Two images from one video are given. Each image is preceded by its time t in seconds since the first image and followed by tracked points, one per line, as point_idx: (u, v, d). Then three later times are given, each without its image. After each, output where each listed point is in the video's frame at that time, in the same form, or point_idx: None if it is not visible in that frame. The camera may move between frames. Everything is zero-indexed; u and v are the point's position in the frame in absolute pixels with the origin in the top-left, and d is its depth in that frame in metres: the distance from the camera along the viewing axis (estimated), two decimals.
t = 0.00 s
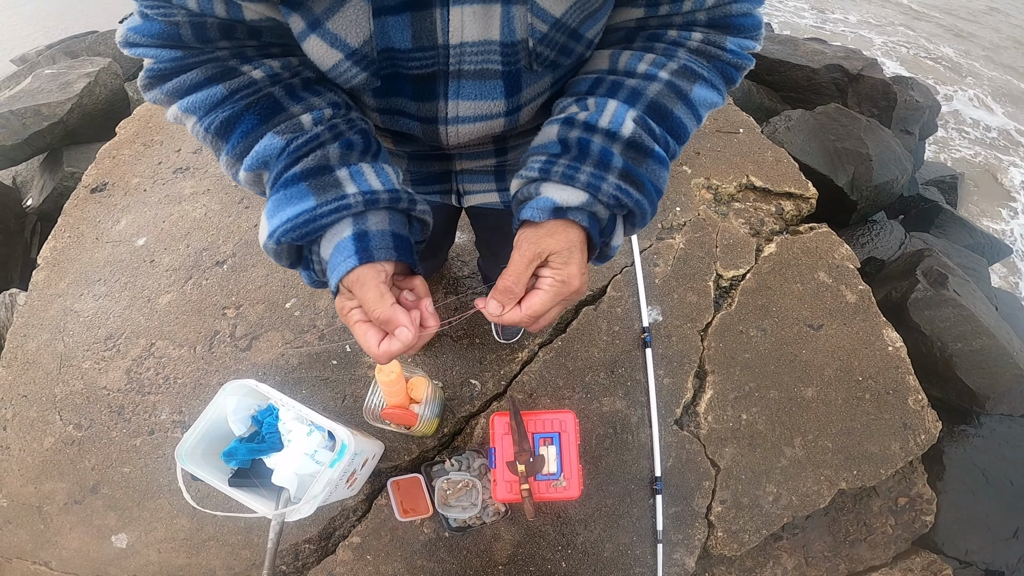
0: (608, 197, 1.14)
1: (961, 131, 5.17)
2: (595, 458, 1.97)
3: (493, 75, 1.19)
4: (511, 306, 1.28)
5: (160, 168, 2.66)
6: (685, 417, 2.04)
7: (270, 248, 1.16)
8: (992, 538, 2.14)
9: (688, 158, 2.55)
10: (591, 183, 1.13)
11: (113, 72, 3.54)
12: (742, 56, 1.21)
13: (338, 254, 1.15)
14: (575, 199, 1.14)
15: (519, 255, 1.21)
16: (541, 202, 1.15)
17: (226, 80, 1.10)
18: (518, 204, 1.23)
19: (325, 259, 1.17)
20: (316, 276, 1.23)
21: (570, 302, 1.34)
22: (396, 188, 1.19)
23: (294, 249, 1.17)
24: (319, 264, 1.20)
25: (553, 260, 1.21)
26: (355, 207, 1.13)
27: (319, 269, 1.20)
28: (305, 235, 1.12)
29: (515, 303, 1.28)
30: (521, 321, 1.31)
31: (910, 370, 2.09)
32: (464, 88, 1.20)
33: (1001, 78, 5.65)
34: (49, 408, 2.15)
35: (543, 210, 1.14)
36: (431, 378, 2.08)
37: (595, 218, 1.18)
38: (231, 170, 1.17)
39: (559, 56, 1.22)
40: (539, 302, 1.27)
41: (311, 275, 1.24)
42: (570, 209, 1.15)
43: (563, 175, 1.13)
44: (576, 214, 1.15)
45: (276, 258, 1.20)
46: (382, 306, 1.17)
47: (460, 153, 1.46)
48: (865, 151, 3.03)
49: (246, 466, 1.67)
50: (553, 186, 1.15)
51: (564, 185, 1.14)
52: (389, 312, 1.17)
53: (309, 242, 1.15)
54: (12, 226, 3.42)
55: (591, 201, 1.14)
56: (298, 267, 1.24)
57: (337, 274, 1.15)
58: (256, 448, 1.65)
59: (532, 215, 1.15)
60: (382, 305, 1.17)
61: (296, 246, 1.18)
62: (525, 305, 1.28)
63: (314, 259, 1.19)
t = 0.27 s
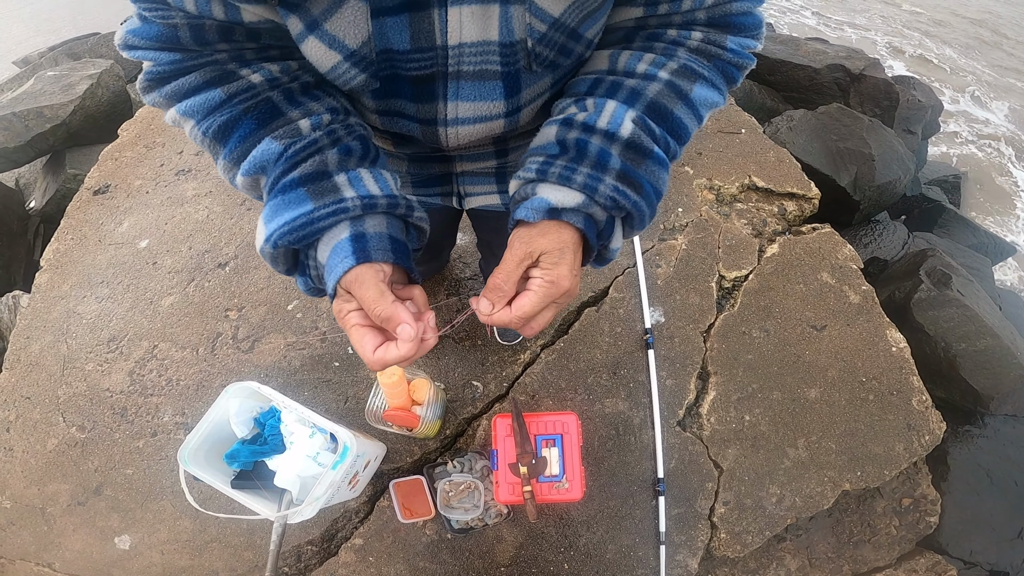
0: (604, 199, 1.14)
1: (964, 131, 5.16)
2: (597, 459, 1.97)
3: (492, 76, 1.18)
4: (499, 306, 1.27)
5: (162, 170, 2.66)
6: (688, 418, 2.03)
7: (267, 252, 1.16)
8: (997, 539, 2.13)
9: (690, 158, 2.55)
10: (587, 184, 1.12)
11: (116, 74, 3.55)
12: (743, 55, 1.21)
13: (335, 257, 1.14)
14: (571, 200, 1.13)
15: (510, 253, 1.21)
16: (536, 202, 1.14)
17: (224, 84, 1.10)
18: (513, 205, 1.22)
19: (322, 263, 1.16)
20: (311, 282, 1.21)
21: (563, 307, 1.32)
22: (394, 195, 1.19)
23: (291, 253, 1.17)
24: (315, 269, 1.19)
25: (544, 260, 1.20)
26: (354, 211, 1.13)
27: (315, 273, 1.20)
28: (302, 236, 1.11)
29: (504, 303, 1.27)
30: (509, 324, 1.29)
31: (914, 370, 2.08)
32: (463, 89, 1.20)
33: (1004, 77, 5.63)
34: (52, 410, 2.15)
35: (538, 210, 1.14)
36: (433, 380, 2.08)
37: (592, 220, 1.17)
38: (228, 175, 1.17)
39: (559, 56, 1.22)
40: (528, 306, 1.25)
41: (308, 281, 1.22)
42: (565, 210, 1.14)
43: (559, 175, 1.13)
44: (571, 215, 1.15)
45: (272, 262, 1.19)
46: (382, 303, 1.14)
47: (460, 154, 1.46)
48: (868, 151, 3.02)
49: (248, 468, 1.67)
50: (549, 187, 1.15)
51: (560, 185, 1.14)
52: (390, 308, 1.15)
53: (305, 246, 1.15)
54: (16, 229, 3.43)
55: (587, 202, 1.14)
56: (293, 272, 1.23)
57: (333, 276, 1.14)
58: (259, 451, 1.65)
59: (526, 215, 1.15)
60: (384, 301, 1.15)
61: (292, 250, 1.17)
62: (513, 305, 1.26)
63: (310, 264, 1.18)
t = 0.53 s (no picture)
0: (609, 204, 1.14)
1: (967, 131, 5.15)
2: (600, 459, 1.97)
3: (492, 78, 1.19)
4: (515, 317, 1.29)
5: (165, 171, 2.67)
6: (690, 419, 2.04)
7: (283, 246, 1.16)
8: (1000, 539, 2.13)
9: (692, 159, 2.55)
10: (592, 190, 1.13)
11: (118, 75, 3.56)
12: (742, 58, 1.21)
13: (353, 248, 1.15)
14: (576, 207, 1.14)
15: (521, 262, 1.23)
16: (542, 210, 1.15)
17: (231, 86, 1.11)
18: (519, 212, 1.23)
19: (340, 255, 1.16)
20: (325, 273, 1.22)
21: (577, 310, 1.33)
22: (407, 189, 1.20)
23: (306, 245, 1.17)
24: (331, 260, 1.19)
25: (555, 266, 1.20)
26: (370, 204, 1.14)
27: (331, 265, 1.20)
28: (320, 228, 1.12)
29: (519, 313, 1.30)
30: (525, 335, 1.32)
31: (917, 370, 2.08)
32: (462, 91, 1.20)
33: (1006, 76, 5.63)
34: (57, 411, 2.16)
35: (544, 218, 1.15)
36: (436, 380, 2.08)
37: (597, 226, 1.18)
38: (240, 175, 1.17)
39: (558, 58, 1.22)
40: (543, 312, 1.27)
41: (322, 272, 1.23)
42: (571, 216, 1.15)
43: (564, 182, 1.14)
44: (577, 222, 1.16)
45: (287, 255, 1.19)
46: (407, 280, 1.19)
47: (462, 156, 1.46)
48: (870, 151, 3.02)
49: (253, 468, 1.69)
50: (554, 194, 1.15)
51: (565, 192, 1.14)
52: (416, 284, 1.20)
53: (321, 238, 1.15)
54: (19, 230, 3.44)
55: (592, 208, 1.14)
56: (308, 266, 1.23)
57: (353, 267, 1.15)
58: (263, 451, 1.67)
59: (533, 223, 1.16)
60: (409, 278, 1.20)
61: (308, 244, 1.18)
62: (530, 316, 1.29)
63: (325, 256, 1.19)
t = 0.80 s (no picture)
0: (613, 207, 1.15)
1: (968, 132, 5.15)
2: (603, 459, 1.98)
3: (496, 78, 1.19)
4: (528, 318, 1.25)
5: (169, 172, 2.68)
6: (693, 418, 2.04)
7: (311, 240, 1.19)
8: (1003, 539, 2.13)
9: (694, 159, 2.55)
10: (596, 192, 1.14)
11: (121, 76, 3.58)
12: (743, 59, 1.22)
13: (381, 242, 1.18)
14: (581, 209, 1.15)
15: (531, 262, 1.22)
16: (548, 211, 1.16)
17: (243, 85, 1.12)
18: (524, 212, 1.24)
19: (366, 247, 1.20)
20: (350, 263, 1.26)
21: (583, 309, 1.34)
22: (427, 177, 1.22)
23: (333, 238, 1.20)
24: (357, 251, 1.23)
25: (565, 265, 1.21)
26: (394, 196, 1.16)
27: (356, 255, 1.24)
28: (347, 222, 1.14)
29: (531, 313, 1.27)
30: (537, 336, 1.29)
31: (919, 370, 2.08)
32: (467, 91, 1.21)
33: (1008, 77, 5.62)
34: (61, 411, 2.16)
35: (551, 219, 1.16)
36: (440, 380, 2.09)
37: (602, 227, 1.19)
38: (259, 173, 1.18)
39: (561, 59, 1.23)
40: (554, 313, 1.26)
41: (348, 262, 1.27)
42: (577, 218, 1.16)
43: (569, 185, 1.15)
44: (583, 223, 1.17)
45: (314, 248, 1.22)
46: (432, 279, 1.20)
47: (466, 156, 1.47)
48: (872, 152, 3.02)
49: (257, 468, 1.68)
50: (559, 196, 1.16)
51: (570, 194, 1.16)
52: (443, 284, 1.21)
53: (347, 231, 1.18)
54: (23, 230, 3.45)
55: (597, 210, 1.15)
56: (334, 256, 1.26)
57: (381, 260, 1.19)
58: (268, 451, 1.66)
59: (540, 223, 1.17)
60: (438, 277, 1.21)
61: (333, 236, 1.20)
62: (542, 316, 1.27)
63: (352, 247, 1.22)
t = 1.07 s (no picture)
0: (616, 208, 1.16)
1: (970, 133, 5.15)
2: (605, 459, 1.98)
3: (501, 81, 1.20)
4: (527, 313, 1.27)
5: (172, 171, 2.69)
6: (694, 418, 2.04)
7: (324, 242, 1.18)
8: (1003, 539, 2.13)
9: (696, 160, 2.56)
10: (600, 194, 1.15)
11: (124, 75, 3.58)
12: (744, 61, 1.22)
13: (398, 246, 1.18)
14: (584, 209, 1.15)
15: (531, 260, 1.24)
16: (551, 211, 1.17)
17: (252, 86, 1.12)
18: (526, 214, 1.25)
19: (380, 249, 1.19)
20: (362, 264, 1.25)
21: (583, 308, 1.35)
22: (442, 179, 1.22)
23: (347, 240, 1.20)
24: (370, 253, 1.22)
25: (565, 263, 1.22)
26: (410, 198, 1.16)
27: (368, 256, 1.24)
28: (363, 223, 1.15)
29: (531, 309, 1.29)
30: (536, 331, 1.31)
31: (921, 370, 2.08)
32: (472, 94, 1.21)
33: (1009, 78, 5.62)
34: (64, 410, 2.17)
35: (554, 219, 1.16)
36: (442, 379, 2.09)
37: (604, 228, 1.19)
38: (269, 173, 1.18)
39: (565, 61, 1.23)
40: (553, 310, 1.28)
41: (360, 264, 1.26)
42: (580, 218, 1.16)
43: (573, 185, 1.15)
44: (586, 224, 1.17)
45: (327, 250, 1.22)
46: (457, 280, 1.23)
47: (469, 157, 1.47)
48: (873, 152, 3.03)
49: (260, 466, 1.69)
50: (562, 197, 1.16)
51: (574, 195, 1.16)
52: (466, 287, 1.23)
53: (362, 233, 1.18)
54: (25, 229, 3.46)
55: (600, 211, 1.16)
56: (345, 258, 1.26)
57: (397, 264, 1.19)
58: (271, 449, 1.67)
59: (542, 223, 1.18)
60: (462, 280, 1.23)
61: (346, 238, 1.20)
62: (540, 312, 1.28)
63: (366, 249, 1.22)
